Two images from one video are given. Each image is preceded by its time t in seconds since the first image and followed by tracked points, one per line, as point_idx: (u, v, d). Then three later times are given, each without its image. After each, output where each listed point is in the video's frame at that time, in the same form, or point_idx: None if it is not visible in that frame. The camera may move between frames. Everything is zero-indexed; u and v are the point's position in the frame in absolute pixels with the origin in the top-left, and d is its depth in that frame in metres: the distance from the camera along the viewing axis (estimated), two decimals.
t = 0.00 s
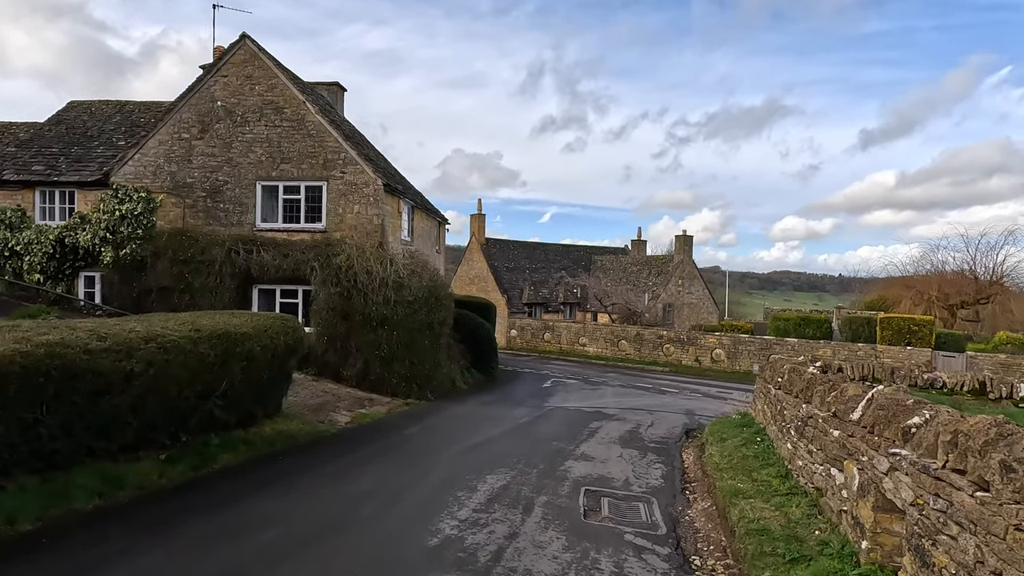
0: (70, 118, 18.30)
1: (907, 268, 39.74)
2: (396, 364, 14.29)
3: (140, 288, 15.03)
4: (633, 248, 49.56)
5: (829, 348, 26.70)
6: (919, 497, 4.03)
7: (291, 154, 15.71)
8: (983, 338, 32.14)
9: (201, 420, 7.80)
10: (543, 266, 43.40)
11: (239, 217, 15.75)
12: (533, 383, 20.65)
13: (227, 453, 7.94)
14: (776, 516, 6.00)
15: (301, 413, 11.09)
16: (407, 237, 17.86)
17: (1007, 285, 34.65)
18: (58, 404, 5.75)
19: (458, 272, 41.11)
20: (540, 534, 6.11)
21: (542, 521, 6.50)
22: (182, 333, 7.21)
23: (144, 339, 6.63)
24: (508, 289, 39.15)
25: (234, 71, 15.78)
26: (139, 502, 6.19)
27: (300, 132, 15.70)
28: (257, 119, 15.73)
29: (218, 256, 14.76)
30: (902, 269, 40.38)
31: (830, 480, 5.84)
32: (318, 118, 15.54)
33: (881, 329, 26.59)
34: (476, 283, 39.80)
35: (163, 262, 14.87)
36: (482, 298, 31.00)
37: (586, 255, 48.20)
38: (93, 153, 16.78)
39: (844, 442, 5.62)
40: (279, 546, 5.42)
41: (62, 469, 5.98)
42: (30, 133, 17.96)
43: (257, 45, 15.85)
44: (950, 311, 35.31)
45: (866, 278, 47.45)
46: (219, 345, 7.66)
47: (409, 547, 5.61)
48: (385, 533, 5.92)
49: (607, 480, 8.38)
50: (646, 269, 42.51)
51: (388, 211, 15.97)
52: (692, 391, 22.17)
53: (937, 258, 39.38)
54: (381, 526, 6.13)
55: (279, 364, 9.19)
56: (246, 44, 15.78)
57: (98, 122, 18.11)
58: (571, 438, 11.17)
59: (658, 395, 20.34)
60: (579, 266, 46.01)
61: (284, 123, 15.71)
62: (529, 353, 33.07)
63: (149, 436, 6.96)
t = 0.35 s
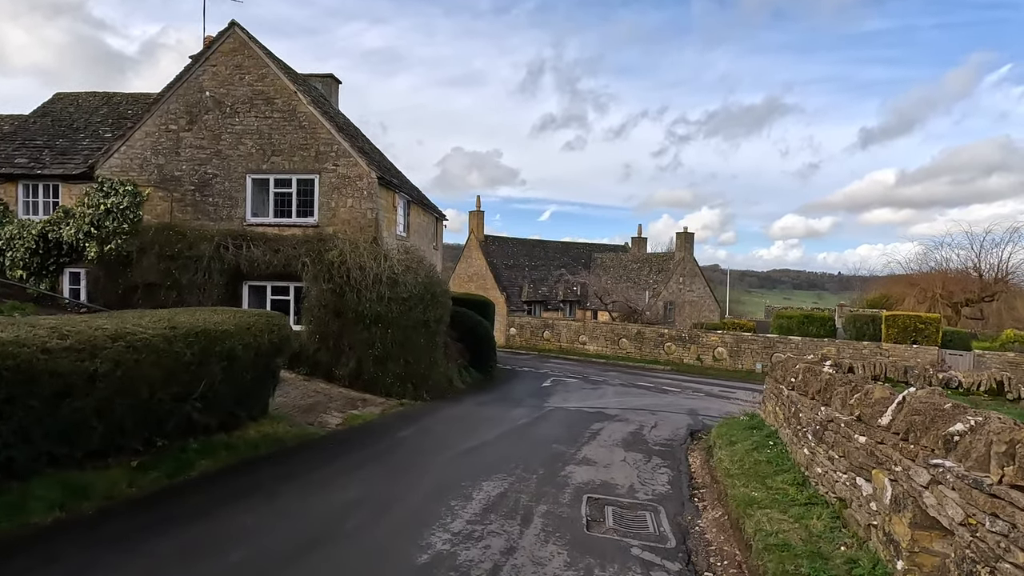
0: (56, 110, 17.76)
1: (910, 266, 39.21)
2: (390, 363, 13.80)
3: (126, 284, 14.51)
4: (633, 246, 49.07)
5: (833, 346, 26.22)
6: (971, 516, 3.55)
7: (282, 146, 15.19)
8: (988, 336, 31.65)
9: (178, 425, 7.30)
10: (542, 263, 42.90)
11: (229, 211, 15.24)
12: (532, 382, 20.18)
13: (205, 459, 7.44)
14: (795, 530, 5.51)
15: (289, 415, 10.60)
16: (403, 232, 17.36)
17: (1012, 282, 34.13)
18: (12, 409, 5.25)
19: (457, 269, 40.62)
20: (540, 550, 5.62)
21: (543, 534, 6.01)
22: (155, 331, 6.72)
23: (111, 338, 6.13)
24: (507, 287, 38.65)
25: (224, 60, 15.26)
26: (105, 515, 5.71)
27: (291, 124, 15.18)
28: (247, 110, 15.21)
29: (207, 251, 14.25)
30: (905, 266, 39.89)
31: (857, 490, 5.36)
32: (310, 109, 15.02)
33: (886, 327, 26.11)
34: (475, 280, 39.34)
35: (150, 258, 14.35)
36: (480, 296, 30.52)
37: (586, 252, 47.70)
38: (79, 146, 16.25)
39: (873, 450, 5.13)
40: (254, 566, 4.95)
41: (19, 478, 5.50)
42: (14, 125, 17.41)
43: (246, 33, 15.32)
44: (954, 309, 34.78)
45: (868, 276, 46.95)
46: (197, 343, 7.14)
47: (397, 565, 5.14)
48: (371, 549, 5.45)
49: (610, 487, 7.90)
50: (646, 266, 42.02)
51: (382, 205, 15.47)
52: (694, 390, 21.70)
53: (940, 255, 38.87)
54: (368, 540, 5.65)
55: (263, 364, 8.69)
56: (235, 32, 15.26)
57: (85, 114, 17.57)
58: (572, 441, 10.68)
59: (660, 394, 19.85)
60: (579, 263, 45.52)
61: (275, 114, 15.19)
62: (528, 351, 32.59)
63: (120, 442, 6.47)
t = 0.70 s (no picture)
0: (45, 102, 17.30)
1: (917, 262, 38.55)
2: (386, 362, 13.34)
3: (114, 280, 14.07)
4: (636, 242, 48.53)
5: (840, 345, 25.67)
6: None
7: (275, 137, 14.71)
8: (998, 334, 31.03)
9: (154, 430, 6.85)
10: (544, 260, 42.39)
11: (220, 205, 14.78)
12: (533, 381, 19.73)
13: (184, 467, 6.99)
14: (818, 548, 5.03)
15: (279, 417, 10.16)
16: (400, 227, 16.88)
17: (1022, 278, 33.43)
18: None
19: (458, 266, 40.16)
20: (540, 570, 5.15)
21: (543, 552, 5.54)
22: (126, 331, 6.27)
23: (76, 337, 5.69)
24: (509, 284, 38.17)
25: (214, 49, 14.78)
26: (68, 531, 5.27)
27: (284, 115, 14.70)
28: (239, 100, 14.74)
29: (197, 247, 13.80)
30: (912, 263, 39.24)
31: (888, 505, 4.88)
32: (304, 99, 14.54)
33: (894, 325, 25.57)
34: (475, 277, 38.86)
35: (138, 253, 13.91)
36: (481, 292, 30.06)
37: (588, 249, 47.17)
38: (67, 138, 15.79)
39: (907, 464, 4.65)
40: None
41: None
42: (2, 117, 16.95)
43: (238, 22, 14.84)
44: (961, 306, 33.98)
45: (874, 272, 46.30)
46: (173, 343, 6.68)
47: None
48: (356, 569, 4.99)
49: (615, 496, 7.42)
50: (649, 263, 41.48)
51: (378, 198, 15.00)
52: (699, 389, 21.22)
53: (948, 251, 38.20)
54: (353, 558, 5.20)
55: (248, 364, 8.22)
56: (226, 20, 14.78)
57: (74, 106, 17.10)
58: (574, 444, 10.20)
59: (665, 393, 19.37)
60: (581, 260, 45.00)
61: (267, 105, 14.71)
62: (530, 349, 32.13)
63: (88, 449, 6.03)
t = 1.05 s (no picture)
0: (33, 96, 16.88)
1: (924, 262, 37.91)
2: (379, 363, 12.90)
3: (100, 278, 13.63)
4: (638, 242, 48.04)
5: (847, 346, 25.12)
6: None
7: (266, 131, 14.28)
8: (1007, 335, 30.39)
9: (121, 437, 6.39)
10: (545, 259, 41.91)
11: (210, 200, 14.34)
12: (534, 382, 19.27)
13: (154, 475, 6.53)
14: (841, 570, 4.55)
15: (264, 421, 9.70)
16: (396, 224, 16.46)
17: None
18: None
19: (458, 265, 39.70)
20: None
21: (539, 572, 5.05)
22: (89, 330, 5.82)
23: (29, 337, 5.23)
24: (509, 283, 37.70)
25: (204, 41, 14.35)
26: (14, 550, 4.81)
27: (276, 108, 14.26)
28: (229, 93, 14.31)
29: (185, 244, 13.37)
30: (919, 263, 38.60)
31: (920, 524, 4.39)
32: (296, 92, 14.11)
33: (903, 325, 25.00)
34: (476, 277, 38.41)
35: (125, 250, 13.47)
36: (481, 292, 29.59)
37: (590, 249, 46.69)
38: (54, 133, 15.36)
39: (944, 479, 4.16)
40: None
41: None
42: None
43: (228, 12, 14.41)
44: (969, 306, 33.10)
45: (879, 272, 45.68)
46: (140, 344, 6.22)
47: None
48: None
49: (617, 507, 6.94)
50: (651, 262, 40.92)
51: (372, 194, 14.55)
52: (703, 391, 20.72)
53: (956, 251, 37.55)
54: None
55: (228, 365, 7.76)
56: (216, 11, 14.35)
57: (62, 100, 16.68)
58: (573, 450, 9.72)
59: (668, 395, 18.89)
60: (582, 259, 44.52)
61: (258, 97, 14.27)
62: (531, 350, 31.68)
63: (45, 458, 5.57)
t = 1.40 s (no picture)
0: (20, 90, 16.44)
1: (930, 261, 37.33)
2: (373, 364, 12.44)
3: (86, 277, 13.13)
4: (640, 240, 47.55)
5: (854, 345, 24.60)
6: None
7: (257, 124, 13.83)
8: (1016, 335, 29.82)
9: (88, 445, 5.94)
10: (546, 258, 41.42)
11: (199, 196, 13.90)
12: (534, 383, 18.81)
13: (124, 487, 6.08)
14: None
15: (250, 426, 9.25)
16: (392, 220, 16.00)
17: None
18: None
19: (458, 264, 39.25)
20: None
21: None
22: (48, 331, 5.37)
23: None
24: (510, 282, 37.22)
25: (193, 31, 13.90)
26: None
27: (267, 100, 13.81)
28: (219, 85, 13.86)
29: (172, 240, 12.92)
30: (925, 261, 38.01)
31: (962, 548, 3.94)
32: (287, 84, 13.67)
33: (911, 325, 24.45)
34: (476, 276, 37.97)
35: (111, 248, 12.98)
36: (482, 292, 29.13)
37: (591, 247, 46.20)
38: (40, 127, 14.92)
39: (993, 499, 3.70)
40: None
41: None
42: None
43: (218, 2, 13.95)
44: (976, 305, 32.40)
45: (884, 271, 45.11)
46: (108, 346, 5.75)
47: None
48: None
49: (621, 520, 6.46)
50: (653, 261, 40.39)
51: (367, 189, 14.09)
52: (707, 392, 20.22)
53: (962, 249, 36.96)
54: None
55: (207, 368, 7.30)
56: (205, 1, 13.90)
57: (50, 94, 16.24)
58: (574, 456, 9.24)
59: (672, 396, 18.40)
60: (584, 258, 44.04)
61: (249, 90, 13.82)
62: (531, 350, 31.22)
63: None
